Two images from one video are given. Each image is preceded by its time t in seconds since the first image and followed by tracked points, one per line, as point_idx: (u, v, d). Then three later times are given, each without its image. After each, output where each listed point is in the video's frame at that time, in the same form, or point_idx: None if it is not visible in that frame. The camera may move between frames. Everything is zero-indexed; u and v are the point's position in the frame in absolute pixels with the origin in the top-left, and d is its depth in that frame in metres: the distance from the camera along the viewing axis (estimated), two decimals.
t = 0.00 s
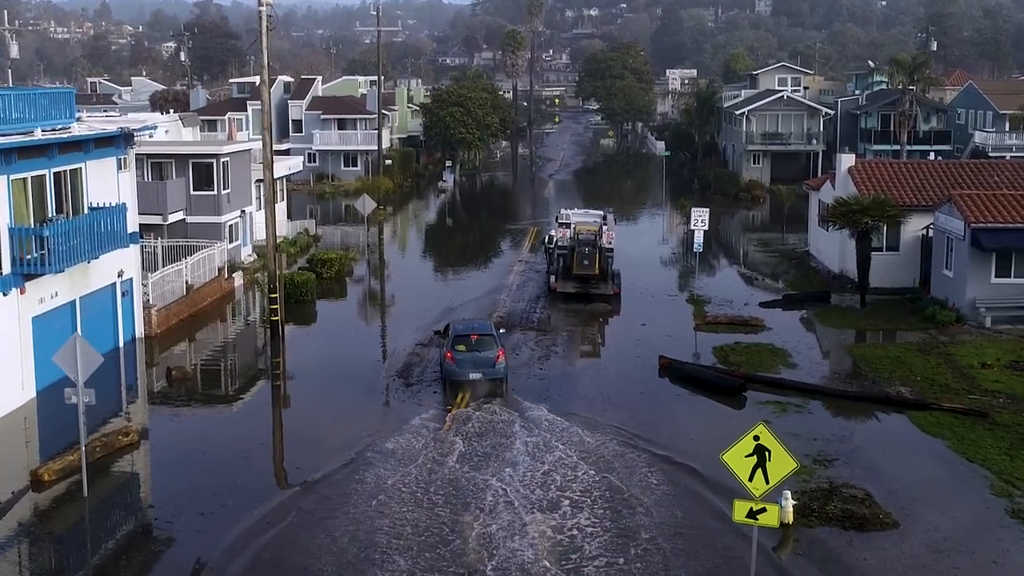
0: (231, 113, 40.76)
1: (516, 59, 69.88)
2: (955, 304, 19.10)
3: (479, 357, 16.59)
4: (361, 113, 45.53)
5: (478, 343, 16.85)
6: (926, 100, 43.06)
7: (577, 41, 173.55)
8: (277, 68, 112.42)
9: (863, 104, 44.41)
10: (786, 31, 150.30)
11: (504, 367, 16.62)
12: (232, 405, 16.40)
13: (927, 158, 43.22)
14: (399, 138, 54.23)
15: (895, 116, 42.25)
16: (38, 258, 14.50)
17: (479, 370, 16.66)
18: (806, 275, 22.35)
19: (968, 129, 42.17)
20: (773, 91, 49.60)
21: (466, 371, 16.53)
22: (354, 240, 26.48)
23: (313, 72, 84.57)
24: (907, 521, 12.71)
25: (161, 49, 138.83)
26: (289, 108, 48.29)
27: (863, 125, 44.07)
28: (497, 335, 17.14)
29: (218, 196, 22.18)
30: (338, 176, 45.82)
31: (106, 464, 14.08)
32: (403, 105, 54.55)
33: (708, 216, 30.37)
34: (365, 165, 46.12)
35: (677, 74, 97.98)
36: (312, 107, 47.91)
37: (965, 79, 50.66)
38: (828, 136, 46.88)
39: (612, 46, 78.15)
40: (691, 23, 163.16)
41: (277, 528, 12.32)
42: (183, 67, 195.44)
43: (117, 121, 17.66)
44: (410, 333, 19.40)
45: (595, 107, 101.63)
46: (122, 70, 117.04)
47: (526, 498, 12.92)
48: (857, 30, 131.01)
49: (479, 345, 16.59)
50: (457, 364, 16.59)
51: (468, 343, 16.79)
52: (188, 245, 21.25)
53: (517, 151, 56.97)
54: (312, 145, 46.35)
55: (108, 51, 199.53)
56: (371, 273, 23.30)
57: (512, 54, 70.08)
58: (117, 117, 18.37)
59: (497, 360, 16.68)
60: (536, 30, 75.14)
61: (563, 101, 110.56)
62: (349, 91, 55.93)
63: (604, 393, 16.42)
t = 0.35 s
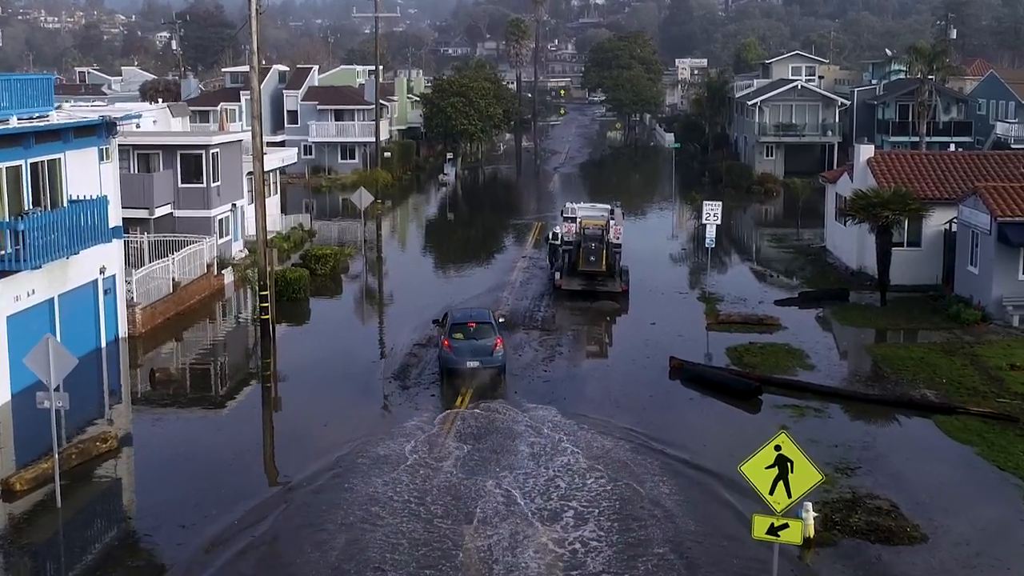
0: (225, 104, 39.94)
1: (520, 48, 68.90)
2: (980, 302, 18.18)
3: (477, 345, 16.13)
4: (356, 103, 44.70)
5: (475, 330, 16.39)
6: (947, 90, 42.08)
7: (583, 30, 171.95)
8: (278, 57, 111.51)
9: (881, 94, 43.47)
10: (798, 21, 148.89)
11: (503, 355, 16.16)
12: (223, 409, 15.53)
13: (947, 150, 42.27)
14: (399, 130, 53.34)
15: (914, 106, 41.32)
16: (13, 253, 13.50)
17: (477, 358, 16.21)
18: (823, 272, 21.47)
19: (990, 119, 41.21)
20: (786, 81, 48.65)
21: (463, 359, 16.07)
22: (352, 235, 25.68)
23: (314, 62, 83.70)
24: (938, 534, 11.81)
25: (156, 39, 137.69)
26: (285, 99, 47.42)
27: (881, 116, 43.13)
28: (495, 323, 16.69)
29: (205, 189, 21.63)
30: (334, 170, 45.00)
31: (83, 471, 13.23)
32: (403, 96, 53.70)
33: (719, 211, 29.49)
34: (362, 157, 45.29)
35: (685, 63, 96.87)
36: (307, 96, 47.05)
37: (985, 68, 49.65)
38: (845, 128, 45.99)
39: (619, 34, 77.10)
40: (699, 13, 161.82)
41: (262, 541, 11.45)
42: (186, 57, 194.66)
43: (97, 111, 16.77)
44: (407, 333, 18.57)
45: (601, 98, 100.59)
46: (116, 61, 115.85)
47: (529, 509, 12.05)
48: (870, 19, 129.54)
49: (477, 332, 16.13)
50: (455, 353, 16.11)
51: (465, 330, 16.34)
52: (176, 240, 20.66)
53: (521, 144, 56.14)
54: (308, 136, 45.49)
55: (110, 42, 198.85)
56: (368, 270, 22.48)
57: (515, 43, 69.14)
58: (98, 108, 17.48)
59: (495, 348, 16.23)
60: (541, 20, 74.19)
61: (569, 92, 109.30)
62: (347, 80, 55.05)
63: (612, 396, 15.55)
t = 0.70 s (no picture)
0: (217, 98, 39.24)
1: (523, 41, 68.08)
2: (1006, 304, 17.27)
3: (473, 339, 15.79)
4: (351, 97, 43.96)
5: (472, 324, 16.08)
6: (966, 83, 41.10)
7: (588, 24, 170.70)
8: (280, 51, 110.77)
9: (898, 88, 42.57)
10: (808, 15, 147.68)
11: (500, 349, 15.82)
12: (211, 416, 14.70)
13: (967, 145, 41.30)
14: (398, 125, 52.51)
15: (933, 100, 40.39)
16: None
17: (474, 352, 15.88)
18: (839, 272, 20.63)
19: (1010, 114, 40.22)
20: (798, 74, 47.78)
21: (460, 353, 15.76)
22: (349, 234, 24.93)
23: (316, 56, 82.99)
24: (971, 552, 10.90)
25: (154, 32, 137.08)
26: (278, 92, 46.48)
27: (897, 110, 42.22)
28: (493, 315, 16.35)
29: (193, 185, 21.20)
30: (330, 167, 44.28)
31: (56, 483, 12.45)
32: (401, 90, 52.96)
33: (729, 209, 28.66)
34: (359, 153, 44.54)
35: (693, 57, 95.90)
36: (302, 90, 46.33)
37: (1004, 62, 48.61)
38: (860, 123, 45.17)
39: (625, 27, 76.19)
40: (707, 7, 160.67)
41: (241, 560, 10.61)
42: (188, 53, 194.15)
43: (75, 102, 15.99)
44: (403, 336, 17.75)
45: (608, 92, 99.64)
46: (109, 53, 114.92)
47: (528, 526, 11.18)
48: (881, 12, 128.30)
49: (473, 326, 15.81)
50: (451, 347, 15.77)
51: (462, 324, 16.01)
52: (162, 239, 20.09)
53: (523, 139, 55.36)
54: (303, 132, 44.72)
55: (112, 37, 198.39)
56: (364, 271, 21.68)
57: (518, 36, 68.29)
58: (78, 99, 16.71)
59: (492, 342, 15.89)
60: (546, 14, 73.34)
61: (574, 86, 108.29)
62: (343, 74, 54.22)
63: (619, 404, 14.70)
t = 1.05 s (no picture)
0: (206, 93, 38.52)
1: (526, 35, 67.25)
2: None
3: (471, 333, 15.49)
4: (347, 91, 43.23)
5: (469, 318, 15.78)
6: (987, 76, 40.20)
7: (593, 17, 169.41)
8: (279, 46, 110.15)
9: (915, 81, 41.79)
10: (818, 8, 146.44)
11: (497, 344, 15.52)
12: (197, 424, 13.86)
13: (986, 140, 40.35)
14: (395, 120, 51.78)
15: (952, 92, 39.66)
16: None
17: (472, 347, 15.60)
18: (856, 274, 19.83)
19: None
20: (812, 67, 46.91)
21: (458, 349, 15.47)
22: (345, 234, 24.22)
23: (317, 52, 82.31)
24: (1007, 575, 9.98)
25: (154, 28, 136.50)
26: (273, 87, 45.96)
27: (915, 103, 41.47)
28: (490, 309, 16.05)
29: (179, 182, 20.60)
30: (326, 163, 43.54)
31: (26, 496, 11.66)
32: (398, 84, 52.17)
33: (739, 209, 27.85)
34: (355, 149, 43.80)
35: (701, 50, 94.90)
36: (295, 83, 45.56)
37: None
38: (875, 119, 44.33)
39: (632, 20, 75.31)
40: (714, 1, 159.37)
41: None
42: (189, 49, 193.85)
43: (50, 93, 15.25)
44: (399, 340, 16.96)
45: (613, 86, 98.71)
46: (101, 47, 114.23)
47: (527, 546, 10.32)
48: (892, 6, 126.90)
49: (470, 321, 15.52)
50: (448, 342, 15.46)
51: (459, 318, 15.69)
52: (146, 239, 19.48)
53: (526, 135, 54.54)
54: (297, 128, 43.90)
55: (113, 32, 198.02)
56: (360, 272, 20.92)
57: (521, 29, 67.46)
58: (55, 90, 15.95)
59: (490, 336, 15.59)
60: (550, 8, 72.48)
61: (579, 81, 107.27)
62: (339, 67, 53.48)
63: (626, 413, 13.89)
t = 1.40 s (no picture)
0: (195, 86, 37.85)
1: (529, 27, 66.46)
2: None
3: (467, 329, 15.21)
4: (343, 85, 42.58)
5: (466, 313, 15.47)
6: (1006, 70, 39.32)
7: (598, 10, 168.30)
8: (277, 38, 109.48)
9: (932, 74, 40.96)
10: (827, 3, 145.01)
11: (494, 340, 15.25)
12: (182, 434, 13.07)
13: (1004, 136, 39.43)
14: (393, 115, 51.03)
15: (971, 86, 38.79)
16: None
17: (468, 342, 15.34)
18: (873, 275, 19.06)
19: None
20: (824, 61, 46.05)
21: (454, 345, 15.20)
22: (341, 234, 23.52)
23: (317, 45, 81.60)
24: None
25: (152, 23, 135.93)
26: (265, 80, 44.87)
27: (932, 98, 40.65)
28: (487, 304, 15.74)
29: (165, 179, 20.21)
30: (319, 160, 42.89)
31: None
32: (396, 77, 51.38)
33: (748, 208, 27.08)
34: (350, 145, 43.14)
35: (710, 44, 93.87)
36: (288, 77, 44.84)
37: None
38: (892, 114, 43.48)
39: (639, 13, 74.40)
40: None
41: None
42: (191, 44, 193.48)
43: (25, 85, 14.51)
44: (394, 345, 16.18)
45: (619, 80, 97.75)
46: (91, 40, 113.59)
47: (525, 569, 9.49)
48: None
49: (467, 316, 15.22)
50: (444, 338, 15.17)
51: (455, 314, 15.38)
52: (129, 239, 19.00)
53: (529, 130, 53.75)
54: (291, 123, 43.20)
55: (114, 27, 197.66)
56: (354, 275, 20.18)
57: (524, 21, 66.62)
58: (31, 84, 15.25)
59: (487, 332, 15.31)
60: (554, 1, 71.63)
61: (583, 76, 106.31)
62: (334, 60, 52.75)
63: (631, 424, 13.10)
